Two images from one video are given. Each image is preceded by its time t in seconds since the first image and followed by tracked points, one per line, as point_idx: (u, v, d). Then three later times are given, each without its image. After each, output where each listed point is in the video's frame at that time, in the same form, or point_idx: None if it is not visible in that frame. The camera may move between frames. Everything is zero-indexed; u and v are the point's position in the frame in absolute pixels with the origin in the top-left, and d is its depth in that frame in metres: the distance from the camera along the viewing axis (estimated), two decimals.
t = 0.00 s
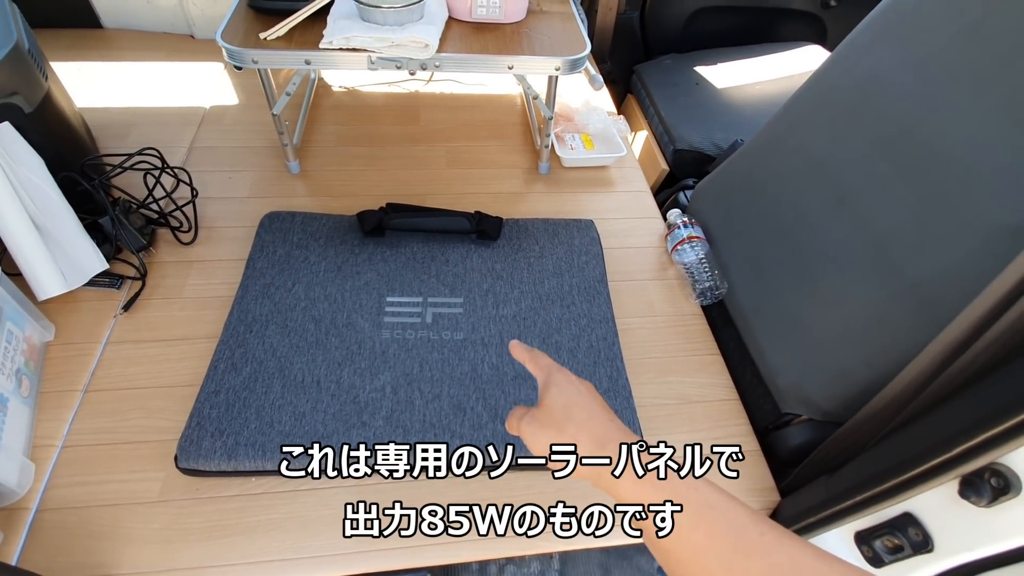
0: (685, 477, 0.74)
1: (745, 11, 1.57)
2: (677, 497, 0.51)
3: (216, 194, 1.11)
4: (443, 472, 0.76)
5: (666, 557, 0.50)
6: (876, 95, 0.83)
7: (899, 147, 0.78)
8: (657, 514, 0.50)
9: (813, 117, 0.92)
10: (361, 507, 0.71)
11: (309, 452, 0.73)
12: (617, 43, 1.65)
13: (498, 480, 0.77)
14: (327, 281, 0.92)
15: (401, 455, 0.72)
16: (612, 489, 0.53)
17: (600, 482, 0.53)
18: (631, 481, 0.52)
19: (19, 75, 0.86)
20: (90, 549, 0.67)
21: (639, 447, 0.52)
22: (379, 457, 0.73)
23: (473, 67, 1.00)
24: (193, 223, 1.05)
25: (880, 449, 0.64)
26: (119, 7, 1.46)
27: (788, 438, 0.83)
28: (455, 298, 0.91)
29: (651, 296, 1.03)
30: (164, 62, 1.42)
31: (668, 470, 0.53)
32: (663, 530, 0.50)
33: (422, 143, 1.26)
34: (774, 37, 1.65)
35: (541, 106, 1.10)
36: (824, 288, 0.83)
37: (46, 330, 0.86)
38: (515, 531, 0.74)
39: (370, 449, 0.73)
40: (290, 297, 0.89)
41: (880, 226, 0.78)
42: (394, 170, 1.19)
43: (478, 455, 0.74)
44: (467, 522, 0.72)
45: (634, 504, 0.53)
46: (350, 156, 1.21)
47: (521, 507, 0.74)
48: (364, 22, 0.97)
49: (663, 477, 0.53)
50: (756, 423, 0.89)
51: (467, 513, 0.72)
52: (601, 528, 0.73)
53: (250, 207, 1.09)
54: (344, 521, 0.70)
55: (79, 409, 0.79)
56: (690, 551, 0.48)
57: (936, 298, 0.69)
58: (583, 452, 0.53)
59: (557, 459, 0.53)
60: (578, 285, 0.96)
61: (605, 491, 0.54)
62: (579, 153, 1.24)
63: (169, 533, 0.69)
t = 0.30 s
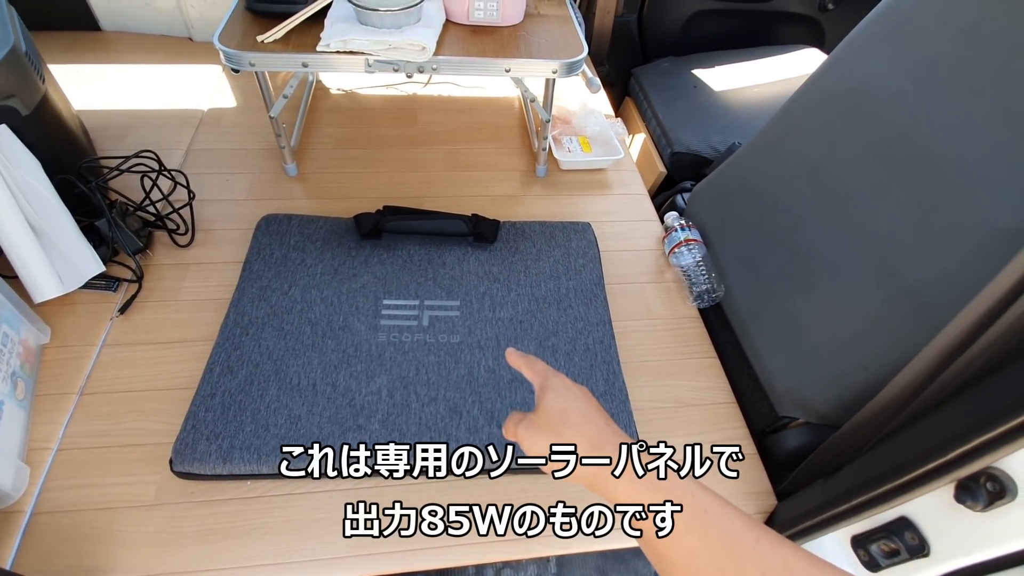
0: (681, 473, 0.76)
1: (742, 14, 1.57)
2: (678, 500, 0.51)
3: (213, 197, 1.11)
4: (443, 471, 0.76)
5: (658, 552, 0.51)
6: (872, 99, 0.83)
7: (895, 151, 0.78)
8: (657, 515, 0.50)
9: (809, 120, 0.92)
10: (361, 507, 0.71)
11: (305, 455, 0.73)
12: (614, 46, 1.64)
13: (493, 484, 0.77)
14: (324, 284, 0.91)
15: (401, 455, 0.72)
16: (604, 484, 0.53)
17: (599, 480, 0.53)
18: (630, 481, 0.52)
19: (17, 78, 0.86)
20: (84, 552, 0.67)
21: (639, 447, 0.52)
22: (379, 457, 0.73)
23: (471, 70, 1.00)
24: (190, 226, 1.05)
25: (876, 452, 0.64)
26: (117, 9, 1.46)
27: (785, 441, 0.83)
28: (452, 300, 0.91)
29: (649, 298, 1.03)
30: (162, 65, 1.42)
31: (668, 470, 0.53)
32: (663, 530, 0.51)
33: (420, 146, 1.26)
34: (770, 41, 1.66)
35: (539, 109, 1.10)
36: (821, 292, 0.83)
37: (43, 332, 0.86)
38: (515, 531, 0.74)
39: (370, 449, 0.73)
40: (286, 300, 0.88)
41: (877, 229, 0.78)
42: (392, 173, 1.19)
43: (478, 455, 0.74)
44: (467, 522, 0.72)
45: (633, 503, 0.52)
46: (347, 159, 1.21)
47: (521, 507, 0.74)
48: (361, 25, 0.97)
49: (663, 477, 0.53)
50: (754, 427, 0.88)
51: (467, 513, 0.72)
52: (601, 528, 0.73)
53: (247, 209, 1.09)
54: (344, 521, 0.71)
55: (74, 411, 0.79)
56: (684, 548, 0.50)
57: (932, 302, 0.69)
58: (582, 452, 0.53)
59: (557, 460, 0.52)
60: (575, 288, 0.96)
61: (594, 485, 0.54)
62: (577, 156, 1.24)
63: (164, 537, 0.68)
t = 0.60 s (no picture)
0: (682, 475, 0.77)
1: (741, 17, 1.58)
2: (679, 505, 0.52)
3: (212, 198, 1.11)
4: (443, 471, 0.75)
5: (661, 554, 0.51)
6: (871, 101, 0.83)
7: (894, 153, 0.78)
8: (657, 515, 0.51)
9: (809, 123, 0.92)
10: (361, 507, 0.71)
11: (304, 456, 0.73)
12: (614, 48, 1.65)
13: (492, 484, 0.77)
14: (323, 285, 0.91)
15: (401, 455, 0.72)
16: (604, 485, 0.54)
17: (600, 479, 0.54)
18: (630, 480, 0.53)
19: (17, 79, 0.86)
20: (83, 555, 0.66)
21: (640, 447, 0.54)
22: (379, 457, 0.73)
23: (471, 72, 1.00)
24: (190, 227, 1.05)
25: (877, 454, 0.64)
26: (118, 11, 1.47)
27: (784, 442, 0.82)
28: (452, 302, 0.91)
29: (649, 300, 1.03)
30: (162, 67, 1.42)
31: (668, 470, 0.54)
32: (663, 530, 0.51)
33: (420, 148, 1.27)
34: (769, 44, 1.66)
35: (539, 111, 1.11)
36: (820, 293, 0.83)
37: (42, 334, 0.86)
38: (515, 531, 0.74)
39: (370, 449, 0.73)
40: (286, 301, 0.88)
41: (876, 231, 0.78)
42: (392, 174, 1.19)
43: (478, 455, 0.74)
44: (467, 522, 0.72)
45: (634, 504, 0.53)
46: (347, 160, 1.21)
47: (521, 507, 0.74)
48: (361, 27, 0.97)
49: (663, 477, 0.54)
50: (754, 428, 0.88)
51: (467, 513, 0.72)
52: (601, 528, 0.73)
53: (247, 211, 1.09)
54: (344, 521, 0.71)
55: (73, 413, 0.78)
56: (685, 548, 0.50)
57: (932, 303, 0.69)
58: (583, 452, 0.54)
59: (557, 460, 0.54)
60: (574, 290, 0.96)
61: (600, 489, 0.55)
62: (576, 158, 1.25)
63: (163, 539, 0.68)
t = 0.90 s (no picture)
0: (682, 476, 0.77)
1: (740, 22, 1.59)
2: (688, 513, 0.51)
3: (212, 200, 1.11)
4: (442, 472, 0.76)
5: (667, 558, 0.51)
6: (870, 106, 0.83)
7: (893, 158, 0.78)
8: (657, 514, 0.51)
9: (808, 127, 0.92)
10: (361, 507, 0.71)
11: (303, 459, 0.73)
12: (614, 51, 1.65)
13: (489, 487, 0.76)
14: (323, 288, 0.91)
15: (401, 455, 0.73)
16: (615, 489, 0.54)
17: (606, 479, 0.54)
18: (631, 480, 0.54)
19: (19, 81, 0.86)
20: (80, 558, 0.66)
21: (638, 447, 0.54)
22: (379, 457, 0.73)
23: (471, 75, 1.00)
24: (190, 229, 1.05)
25: (875, 459, 0.64)
26: (119, 13, 1.47)
27: (783, 447, 0.83)
28: (451, 305, 0.91)
29: (647, 303, 1.03)
30: (163, 69, 1.42)
31: (669, 470, 0.55)
32: (663, 530, 0.51)
33: (420, 151, 1.27)
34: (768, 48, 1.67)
35: (539, 114, 1.11)
36: (819, 298, 0.83)
37: (41, 335, 0.86)
38: (515, 531, 0.74)
39: (370, 449, 0.74)
40: (285, 304, 0.88)
41: (875, 235, 0.78)
42: (391, 177, 1.20)
43: (478, 455, 0.74)
44: (467, 521, 0.72)
45: (632, 503, 0.53)
46: (347, 163, 1.21)
47: (521, 507, 0.74)
48: (362, 31, 0.97)
49: (663, 478, 0.55)
50: (753, 431, 0.89)
51: (467, 513, 0.72)
52: (601, 528, 0.72)
53: (247, 213, 1.09)
54: (344, 521, 0.71)
55: (72, 415, 0.78)
56: (693, 554, 0.50)
57: (930, 308, 0.69)
58: (582, 452, 0.55)
59: (557, 460, 0.55)
60: (574, 293, 0.96)
61: (605, 494, 0.55)
62: (576, 161, 1.25)
63: (160, 542, 0.68)
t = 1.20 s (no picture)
0: (681, 476, 0.77)
1: (743, 19, 1.57)
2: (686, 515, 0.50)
3: (210, 197, 1.10)
4: (442, 472, 0.74)
5: (655, 557, 0.50)
6: (875, 102, 0.82)
7: (899, 154, 0.77)
8: (657, 514, 0.50)
9: (812, 124, 0.91)
10: (361, 507, 0.70)
11: (299, 459, 0.71)
12: (616, 48, 1.64)
13: (487, 488, 0.75)
14: (321, 285, 0.90)
15: (401, 455, 0.72)
16: (612, 489, 0.53)
17: (601, 477, 0.54)
18: (629, 480, 0.53)
19: (14, 75, 0.86)
20: (73, 559, 0.65)
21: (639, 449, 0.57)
22: (379, 457, 0.72)
23: (471, 70, 0.99)
24: (187, 226, 1.04)
25: (882, 461, 0.62)
26: (118, 8, 1.46)
27: (787, 448, 0.81)
28: (450, 303, 0.90)
29: (649, 302, 1.02)
30: (162, 64, 1.41)
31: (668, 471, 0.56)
32: (663, 530, 0.50)
33: (420, 147, 1.25)
34: (771, 46, 1.65)
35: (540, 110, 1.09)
36: (823, 296, 0.82)
37: (35, 333, 0.85)
38: (515, 531, 0.73)
39: (370, 448, 0.73)
40: (283, 301, 0.87)
41: (881, 233, 0.77)
42: (391, 174, 1.18)
43: (478, 455, 0.73)
44: (467, 522, 0.71)
45: (633, 504, 0.52)
46: (346, 159, 1.20)
47: (521, 507, 0.73)
48: (361, 25, 0.96)
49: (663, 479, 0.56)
50: (755, 432, 0.88)
51: (467, 513, 0.72)
52: (600, 528, 0.68)
53: (245, 210, 1.08)
54: (344, 521, 0.70)
55: (65, 414, 0.77)
56: (682, 554, 0.49)
57: (937, 307, 0.68)
58: (582, 452, 0.54)
59: (557, 460, 0.54)
60: (575, 292, 0.95)
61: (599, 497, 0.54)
62: (577, 158, 1.24)
63: (154, 543, 0.67)
